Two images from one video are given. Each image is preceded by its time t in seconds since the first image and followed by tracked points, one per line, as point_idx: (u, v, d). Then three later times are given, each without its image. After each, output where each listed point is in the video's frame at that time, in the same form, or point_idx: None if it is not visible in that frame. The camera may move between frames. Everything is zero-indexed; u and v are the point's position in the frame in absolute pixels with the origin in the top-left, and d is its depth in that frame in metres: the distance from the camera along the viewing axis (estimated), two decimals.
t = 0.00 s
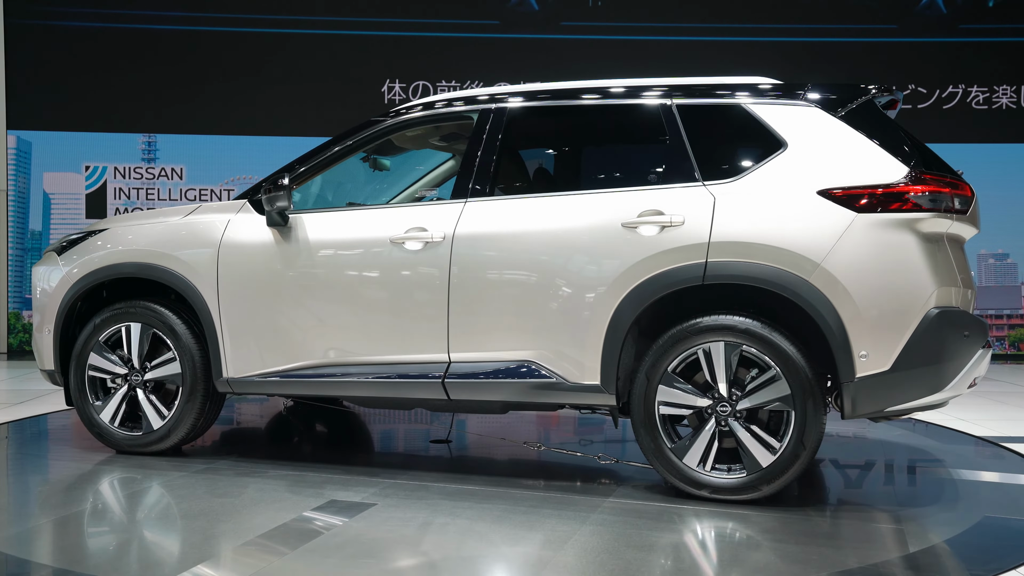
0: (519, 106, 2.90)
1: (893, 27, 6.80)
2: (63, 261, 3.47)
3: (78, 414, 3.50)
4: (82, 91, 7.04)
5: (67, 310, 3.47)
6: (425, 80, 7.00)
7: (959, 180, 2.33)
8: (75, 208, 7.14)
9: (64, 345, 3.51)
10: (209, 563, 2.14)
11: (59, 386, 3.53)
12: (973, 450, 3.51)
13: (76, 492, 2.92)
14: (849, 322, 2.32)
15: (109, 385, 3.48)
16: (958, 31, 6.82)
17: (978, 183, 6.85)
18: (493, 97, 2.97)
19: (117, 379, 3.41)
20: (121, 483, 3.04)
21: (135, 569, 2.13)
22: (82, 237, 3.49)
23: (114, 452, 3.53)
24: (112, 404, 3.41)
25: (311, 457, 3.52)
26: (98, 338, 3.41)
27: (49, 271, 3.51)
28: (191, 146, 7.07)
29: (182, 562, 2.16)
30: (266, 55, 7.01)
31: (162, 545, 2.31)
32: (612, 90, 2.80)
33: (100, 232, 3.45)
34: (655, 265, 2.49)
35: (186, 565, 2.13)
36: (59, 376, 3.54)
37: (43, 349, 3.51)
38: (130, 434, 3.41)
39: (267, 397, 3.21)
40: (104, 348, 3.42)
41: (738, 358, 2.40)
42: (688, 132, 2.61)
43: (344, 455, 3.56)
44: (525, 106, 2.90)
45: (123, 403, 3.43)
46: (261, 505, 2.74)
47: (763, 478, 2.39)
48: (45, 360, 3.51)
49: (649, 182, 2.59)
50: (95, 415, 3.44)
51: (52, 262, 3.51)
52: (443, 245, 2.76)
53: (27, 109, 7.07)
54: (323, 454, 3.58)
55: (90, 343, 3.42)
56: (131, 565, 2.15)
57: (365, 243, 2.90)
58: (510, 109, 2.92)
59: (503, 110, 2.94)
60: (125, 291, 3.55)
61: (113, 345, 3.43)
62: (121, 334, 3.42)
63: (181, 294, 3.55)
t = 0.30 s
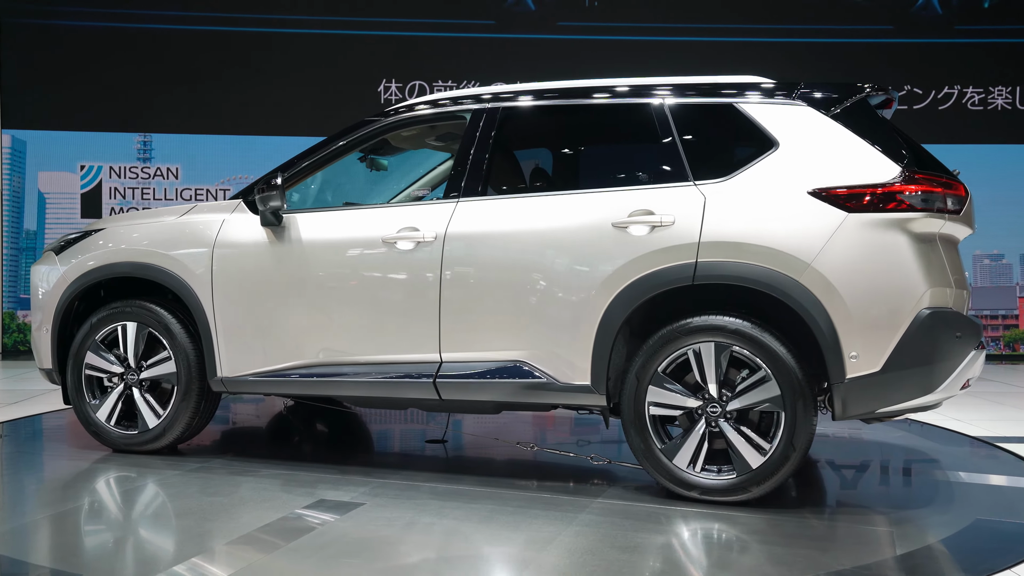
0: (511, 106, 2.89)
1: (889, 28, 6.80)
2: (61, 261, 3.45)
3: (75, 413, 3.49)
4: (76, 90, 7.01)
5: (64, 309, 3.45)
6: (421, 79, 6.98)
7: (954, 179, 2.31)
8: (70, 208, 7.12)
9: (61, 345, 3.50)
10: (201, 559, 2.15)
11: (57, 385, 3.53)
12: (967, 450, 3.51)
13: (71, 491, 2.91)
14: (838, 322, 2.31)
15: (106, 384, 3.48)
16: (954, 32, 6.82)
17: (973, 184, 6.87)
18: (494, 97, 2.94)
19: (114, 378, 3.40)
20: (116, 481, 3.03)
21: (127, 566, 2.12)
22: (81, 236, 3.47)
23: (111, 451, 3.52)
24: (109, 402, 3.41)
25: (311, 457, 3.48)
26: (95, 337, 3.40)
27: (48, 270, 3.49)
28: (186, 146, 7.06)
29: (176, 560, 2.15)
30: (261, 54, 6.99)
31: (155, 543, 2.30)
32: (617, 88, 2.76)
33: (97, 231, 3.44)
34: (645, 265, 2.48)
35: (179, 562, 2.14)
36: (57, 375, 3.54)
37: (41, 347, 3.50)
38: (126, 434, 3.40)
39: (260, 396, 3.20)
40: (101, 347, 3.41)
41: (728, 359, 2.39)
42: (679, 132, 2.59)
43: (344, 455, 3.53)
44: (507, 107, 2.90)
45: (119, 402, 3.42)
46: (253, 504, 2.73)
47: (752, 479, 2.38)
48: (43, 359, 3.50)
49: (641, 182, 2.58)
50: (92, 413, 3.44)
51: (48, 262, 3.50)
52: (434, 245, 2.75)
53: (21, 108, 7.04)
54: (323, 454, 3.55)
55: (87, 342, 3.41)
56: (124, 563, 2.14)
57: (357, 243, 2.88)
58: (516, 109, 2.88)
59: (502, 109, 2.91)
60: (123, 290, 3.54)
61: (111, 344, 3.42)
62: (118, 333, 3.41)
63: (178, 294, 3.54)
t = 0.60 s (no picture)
0: (503, 103, 2.88)
1: (884, 26, 6.80)
2: (57, 259, 3.46)
3: (71, 410, 3.48)
4: (69, 88, 6.99)
5: (60, 307, 3.45)
6: (416, 78, 6.97)
7: (944, 177, 2.30)
8: (63, 205, 7.15)
9: (58, 342, 3.50)
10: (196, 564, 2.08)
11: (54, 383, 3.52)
12: (962, 449, 3.51)
13: (69, 489, 2.88)
14: (827, 320, 2.30)
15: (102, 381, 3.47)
16: (949, 31, 6.83)
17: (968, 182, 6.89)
18: (498, 93, 2.90)
19: (110, 376, 3.39)
20: (113, 480, 3.00)
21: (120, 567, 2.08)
22: (77, 234, 3.46)
23: (107, 449, 3.51)
24: (104, 400, 3.40)
25: (310, 456, 3.47)
26: (91, 335, 3.40)
27: (45, 269, 3.50)
28: (182, 144, 7.06)
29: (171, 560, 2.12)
30: (255, 53, 6.96)
31: (151, 542, 2.27)
32: (620, 86, 2.72)
33: (95, 229, 3.44)
34: (635, 262, 2.47)
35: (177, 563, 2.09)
36: (54, 373, 3.53)
37: (38, 345, 3.50)
38: (121, 431, 3.38)
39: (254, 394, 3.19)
40: (97, 345, 3.41)
41: (717, 358, 2.38)
42: (670, 130, 2.58)
43: (343, 454, 3.52)
44: (519, 103, 2.85)
45: (115, 400, 3.41)
46: (243, 501, 2.71)
47: (741, 479, 2.37)
48: (40, 357, 3.50)
49: (632, 180, 2.56)
50: (88, 411, 3.43)
51: (48, 261, 3.50)
52: (425, 243, 2.74)
53: (13, 105, 7.01)
54: (322, 452, 3.54)
55: (83, 340, 3.41)
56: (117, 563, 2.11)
57: (349, 241, 2.87)
58: (527, 106, 2.84)
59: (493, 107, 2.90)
60: (120, 288, 3.54)
61: (107, 342, 3.42)
62: (114, 331, 3.41)
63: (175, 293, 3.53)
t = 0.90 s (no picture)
0: (494, 102, 2.86)
1: (880, 25, 6.79)
2: (55, 259, 3.45)
3: (69, 408, 3.48)
4: (63, 86, 6.95)
5: (58, 306, 3.44)
6: (412, 76, 6.95)
7: (938, 174, 2.28)
8: (59, 204, 7.16)
9: (56, 340, 3.49)
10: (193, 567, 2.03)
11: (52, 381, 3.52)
12: (957, 448, 3.51)
13: (66, 488, 2.86)
14: (818, 319, 2.28)
15: (99, 379, 3.46)
16: (945, 30, 6.82)
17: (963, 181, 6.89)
18: (504, 91, 2.87)
19: (107, 374, 3.39)
20: (110, 478, 2.98)
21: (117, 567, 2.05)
22: (75, 233, 3.46)
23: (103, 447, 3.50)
24: (101, 398, 3.38)
25: (306, 454, 3.46)
26: (88, 334, 3.39)
27: (43, 268, 3.49)
28: (177, 142, 7.03)
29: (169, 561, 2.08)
30: (249, 51, 6.94)
31: (149, 541, 2.25)
32: (622, 84, 2.69)
33: (93, 227, 3.43)
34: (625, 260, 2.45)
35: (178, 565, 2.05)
36: (52, 371, 3.52)
37: (36, 343, 3.49)
38: (118, 429, 3.37)
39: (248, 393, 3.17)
40: (94, 343, 3.40)
41: (707, 357, 2.37)
42: (661, 127, 2.56)
43: (343, 452, 3.51)
44: (528, 101, 2.81)
45: (112, 398, 3.40)
46: (235, 499, 2.70)
47: (731, 479, 2.35)
48: (38, 354, 3.49)
49: (622, 178, 2.55)
50: (85, 409, 3.42)
51: (46, 260, 3.49)
52: (416, 242, 2.73)
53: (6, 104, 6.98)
54: (322, 450, 3.53)
55: (80, 338, 3.40)
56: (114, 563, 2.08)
57: (341, 239, 2.86)
58: (534, 105, 2.80)
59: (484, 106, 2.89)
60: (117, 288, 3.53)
61: (103, 341, 3.41)
62: (110, 330, 3.40)
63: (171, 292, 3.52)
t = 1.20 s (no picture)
0: (486, 100, 2.85)
1: (876, 24, 6.79)
2: (54, 257, 3.46)
3: (66, 405, 3.47)
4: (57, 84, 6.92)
5: (57, 304, 3.45)
6: (408, 75, 6.93)
7: (931, 172, 2.26)
8: (54, 203, 7.17)
9: (54, 338, 3.49)
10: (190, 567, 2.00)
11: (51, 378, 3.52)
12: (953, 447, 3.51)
13: (65, 486, 2.85)
14: (807, 319, 2.26)
15: (97, 376, 3.46)
16: (940, 29, 6.82)
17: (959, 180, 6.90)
18: (509, 89, 2.84)
19: (104, 371, 3.39)
20: (108, 476, 2.97)
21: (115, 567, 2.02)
22: (75, 232, 3.47)
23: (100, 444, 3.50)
24: (98, 395, 3.38)
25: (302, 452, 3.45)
26: (86, 331, 3.39)
27: (42, 266, 3.49)
28: (173, 141, 7.05)
29: (170, 563, 2.04)
30: (244, 49, 6.91)
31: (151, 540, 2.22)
32: (628, 81, 2.65)
33: (92, 226, 3.43)
34: (616, 259, 2.44)
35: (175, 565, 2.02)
36: (52, 369, 3.53)
37: (35, 341, 3.49)
38: (115, 427, 3.37)
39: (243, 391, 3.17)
40: (92, 340, 3.40)
41: (697, 356, 2.36)
42: (652, 125, 2.55)
43: (339, 450, 3.50)
44: (531, 98, 2.79)
45: (109, 395, 3.40)
46: (226, 496, 2.69)
47: (720, 478, 2.34)
48: (37, 352, 3.49)
49: (613, 176, 2.54)
50: (82, 406, 3.42)
51: (44, 258, 3.49)
52: (408, 240, 2.72)
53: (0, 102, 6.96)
54: (318, 448, 3.52)
55: (78, 335, 3.40)
56: (112, 561, 2.06)
57: (333, 237, 2.85)
58: (532, 102, 2.79)
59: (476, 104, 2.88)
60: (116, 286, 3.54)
61: (101, 339, 3.41)
62: (108, 327, 3.40)
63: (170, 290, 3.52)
